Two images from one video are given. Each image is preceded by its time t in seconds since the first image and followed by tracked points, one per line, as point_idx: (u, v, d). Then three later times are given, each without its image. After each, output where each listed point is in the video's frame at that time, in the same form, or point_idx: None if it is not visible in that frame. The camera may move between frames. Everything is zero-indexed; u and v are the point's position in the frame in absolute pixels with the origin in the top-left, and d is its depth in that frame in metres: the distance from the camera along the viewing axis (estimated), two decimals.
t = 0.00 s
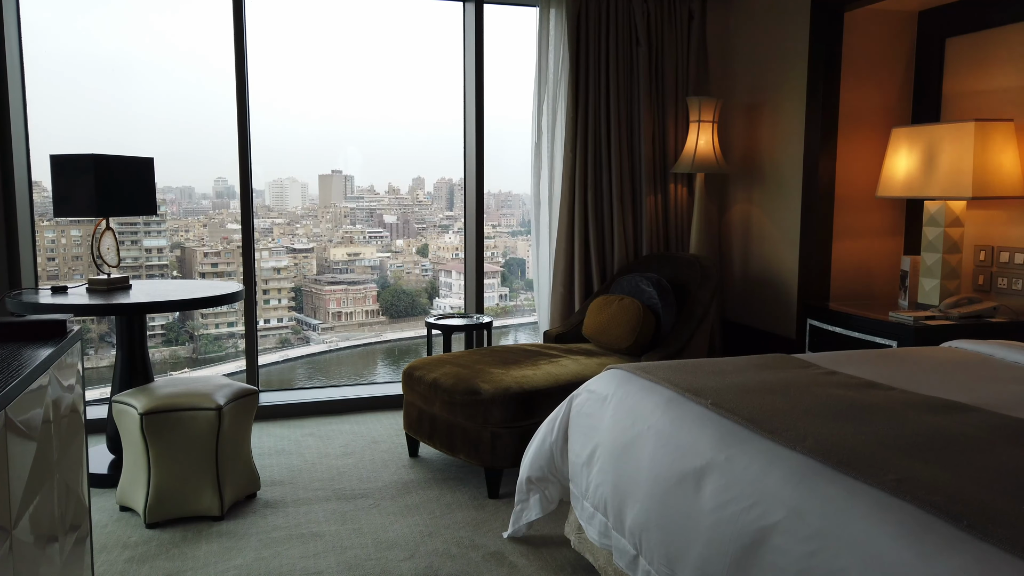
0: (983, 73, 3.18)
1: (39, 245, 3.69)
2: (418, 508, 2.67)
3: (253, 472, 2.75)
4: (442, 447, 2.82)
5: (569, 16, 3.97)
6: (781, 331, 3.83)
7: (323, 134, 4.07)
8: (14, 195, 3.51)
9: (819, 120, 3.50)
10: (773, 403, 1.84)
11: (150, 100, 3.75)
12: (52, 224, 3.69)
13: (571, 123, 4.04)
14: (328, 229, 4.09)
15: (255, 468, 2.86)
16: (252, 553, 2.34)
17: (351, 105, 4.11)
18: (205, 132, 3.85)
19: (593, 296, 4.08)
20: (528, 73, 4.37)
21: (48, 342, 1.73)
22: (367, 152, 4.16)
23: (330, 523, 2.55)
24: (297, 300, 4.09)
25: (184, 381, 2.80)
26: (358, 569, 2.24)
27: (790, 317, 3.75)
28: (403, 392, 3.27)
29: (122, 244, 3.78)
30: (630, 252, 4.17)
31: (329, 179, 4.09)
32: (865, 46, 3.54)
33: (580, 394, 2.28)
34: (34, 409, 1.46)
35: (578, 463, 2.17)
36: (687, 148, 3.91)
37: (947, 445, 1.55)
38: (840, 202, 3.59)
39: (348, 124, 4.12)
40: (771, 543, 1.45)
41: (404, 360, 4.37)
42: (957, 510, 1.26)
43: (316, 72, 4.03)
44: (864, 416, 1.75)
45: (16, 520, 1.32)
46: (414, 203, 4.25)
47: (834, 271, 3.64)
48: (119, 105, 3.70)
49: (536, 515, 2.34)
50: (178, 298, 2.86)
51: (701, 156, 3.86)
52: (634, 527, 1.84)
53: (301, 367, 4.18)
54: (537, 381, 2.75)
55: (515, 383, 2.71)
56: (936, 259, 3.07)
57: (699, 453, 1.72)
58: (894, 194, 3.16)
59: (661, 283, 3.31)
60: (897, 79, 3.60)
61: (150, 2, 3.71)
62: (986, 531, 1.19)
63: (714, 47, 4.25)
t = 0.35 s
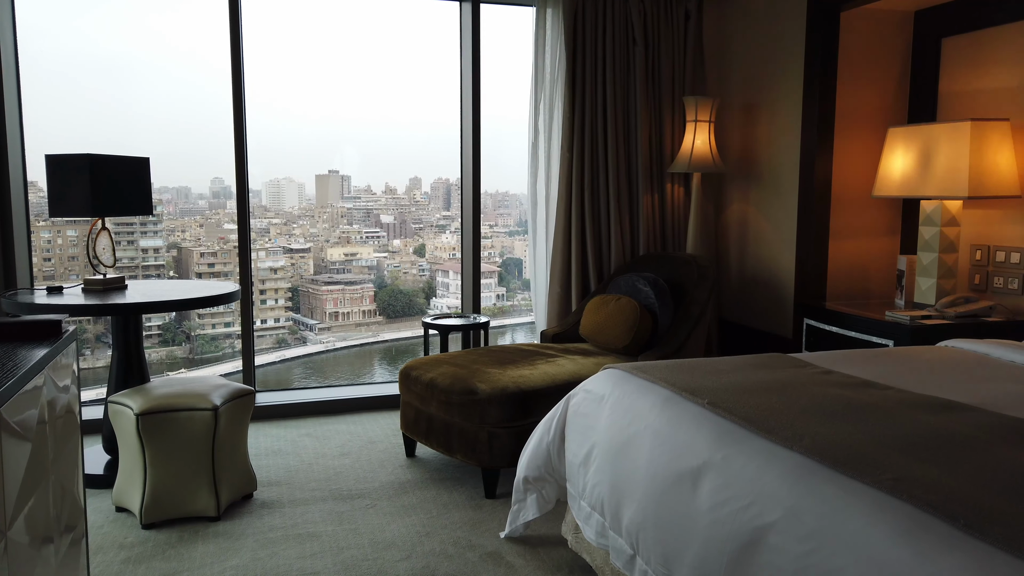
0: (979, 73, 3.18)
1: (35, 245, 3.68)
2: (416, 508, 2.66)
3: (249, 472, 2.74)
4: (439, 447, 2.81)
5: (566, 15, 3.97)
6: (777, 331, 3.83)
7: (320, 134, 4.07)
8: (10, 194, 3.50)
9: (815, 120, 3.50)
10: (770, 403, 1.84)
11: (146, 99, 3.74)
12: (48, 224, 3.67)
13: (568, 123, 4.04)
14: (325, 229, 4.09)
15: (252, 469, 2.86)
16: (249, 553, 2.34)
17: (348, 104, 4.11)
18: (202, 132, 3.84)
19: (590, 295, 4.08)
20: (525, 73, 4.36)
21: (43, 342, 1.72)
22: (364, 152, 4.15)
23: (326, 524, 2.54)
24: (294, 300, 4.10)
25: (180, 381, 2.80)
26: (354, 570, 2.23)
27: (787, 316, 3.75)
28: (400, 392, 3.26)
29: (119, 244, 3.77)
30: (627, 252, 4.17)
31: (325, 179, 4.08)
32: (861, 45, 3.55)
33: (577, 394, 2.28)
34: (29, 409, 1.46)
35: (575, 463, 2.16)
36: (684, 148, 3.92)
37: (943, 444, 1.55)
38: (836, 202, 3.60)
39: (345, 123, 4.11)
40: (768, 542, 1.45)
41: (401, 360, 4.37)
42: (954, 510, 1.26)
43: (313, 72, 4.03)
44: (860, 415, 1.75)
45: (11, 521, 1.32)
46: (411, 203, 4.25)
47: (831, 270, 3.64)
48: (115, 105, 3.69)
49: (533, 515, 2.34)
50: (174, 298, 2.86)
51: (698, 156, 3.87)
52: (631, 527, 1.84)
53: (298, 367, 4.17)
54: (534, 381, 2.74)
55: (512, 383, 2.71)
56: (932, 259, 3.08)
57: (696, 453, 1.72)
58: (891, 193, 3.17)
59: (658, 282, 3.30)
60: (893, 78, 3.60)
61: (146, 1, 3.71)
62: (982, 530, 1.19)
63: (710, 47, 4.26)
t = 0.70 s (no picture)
0: (980, 73, 3.18)
1: (36, 245, 3.68)
2: (416, 509, 2.66)
3: (250, 473, 2.74)
4: (440, 447, 2.81)
5: (567, 15, 3.97)
6: (778, 331, 3.83)
7: (320, 134, 4.07)
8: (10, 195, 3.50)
9: (816, 120, 3.50)
10: (770, 403, 1.84)
11: (146, 100, 3.74)
12: (48, 225, 3.67)
13: (569, 123, 4.03)
14: (325, 229, 4.09)
15: (252, 469, 2.86)
16: (249, 554, 2.34)
17: (348, 104, 4.11)
18: (202, 132, 3.84)
19: (591, 295, 4.08)
20: (525, 73, 4.36)
21: (43, 343, 1.73)
22: (364, 152, 4.15)
23: (327, 524, 2.54)
24: (294, 300, 4.10)
25: (181, 381, 2.80)
26: (355, 570, 2.23)
27: (788, 317, 3.75)
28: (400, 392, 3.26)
29: (119, 245, 3.77)
30: (628, 252, 4.17)
31: (325, 179, 4.08)
32: (861, 45, 3.55)
33: (578, 394, 2.28)
34: (29, 410, 1.45)
35: (576, 463, 2.16)
36: (684, 148, 3.91)
37: (944, 445, 1.55)
38: (837, 202, 3.59)
39: (345, 124, 4.11)
40: (769, 543, 1.45)
41: (401, 360, 4.37)
42: (955, 510, 1.26)
43: (313, 72, 4.03)
44: (861, 416, 1.75)
45: (12, 522, 1.32)
46: (411, 203, 4.24)
47: (832, 270, 3.64)
48: (115, 105, 3.69)
49: (534, 515, 2.34)
50: (174, 298, 2.86)
51: (699, 156, 3.86)
52: (632, 528, 1.84)
53: (299, 368, 4.17)
54: (535, 382, 2.74)
55: (513, 383, 2.71)
56: (933, 259, 3.07)
57: (697, 453, 1.72)
58: (892, 194, 3.17)
59: (658, 282, 3.30)
60: (894, 78, 3.60)
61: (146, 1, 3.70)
62: (984, 531, 1.19)
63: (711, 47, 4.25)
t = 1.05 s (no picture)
0: (981, 72, 3.18)
1: (36, 245, 3.68)
2: (417, 509, 2.66)
3: (251, 473, 2.74)
4: (441, 447, 2.81)
5: (568, 15, 3.97)
6: (779, 331, 3.83)
7: (321, 134, 4.07)
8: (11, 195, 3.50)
9: (817, 119, 3.49)
10: (772, 403, 1.84)
11: (147, 100, 3.74)
12: (49, 225, 3.67)
13: (569, 123, 4.03)
14: (326, 229, 4.09)
15: (253, 469, 2.86)
16: (250, 553, 2.33)
17: (349, 104, 4.11)
18: (203, 132, 3.84)
19: (592, 296, 4.07)
20: (526, 73, 4.36)
21: (45, 342, 1.73)
22: (365, 152, 4.15)
23: (328, 524, 2.54)
24: (295, 300, 4.09)
25: (181, 380, 2.79)
26: (356, 570, 2.23)
27: (789, 317, 3.75)
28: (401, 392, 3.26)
29: (120, 245, 3.77)
30: (629, 252, 4.17)
31: (326, 179, 4.08)
32: (862, 45, 3.54)
33: (579, 394, 2.28)
34: (30, 410, 1.45)
35: (577, 463, 2.16)
36: (685, 148, 3.91)
37: (946, 444, 1.54)
38: (837, 202, 3.59)
39: (346, 124, 4.11)
40: (771, 542, 1.45)
41: (402, 360, 4.36)
42: (957, 510, 1.26)
43: (314, 72, 4.03)
44: (863, 415, 1.74)
45: (13, 522, 1.31)
46: (411, 204, 4.24)
47: (833, 270, 3.64)
48: (115, 104, 3.69)
49: (535, 515, 2.33)
50: (175, 298, 2.86)
51: (700, 156, 3.86)
52: (634, 527, 1.84)
53: (299, 367, 4.17)
54: (536, 381, 2.74)
55: (514, 383, 2.70)
56: (934, 259, 3.07)
57: (698, 453, 1.72)
58: (893, 194, 3.16)
59: (659, 283, 3.31)
60: (895, 78, 3.60)
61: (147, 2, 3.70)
62: (986, 530, 1.19)
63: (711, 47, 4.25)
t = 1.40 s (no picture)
0: (979, 72, 3.18)
1: (35, 245, 3.67)
2: (416, 509, 2.66)
3: (249, 473, 2.74)
4: (440, 447, 2.81)
5: (567, 15, 3.97)
6: (777, 331, 3.83)
7: (320, 135, 4.07)
8: (8, 194, 3.49)
9: (815, 119, 3.50)
10: (771, 403, 1.84)
11: (145, 100, 3.74)
12: (47, 225, 3.67)
13: (568, 123, 4.03)
14: (324, 229, 4.08)
15: (252, 469, 2.85)
16: (249, 554, 2.33)
17: (348, 104, 4.11)
18: (202, 132, 3.84)
19: (590, 295, 4.07)
20: (525, 73, 4.36)
21: (43, 342, 1.72)
22: (364, 152, 4.15)
23: (326, 524, 2.54)
24: (294, 300, 4.09)
25: (180, 380, 2.79)
26: (354, 570, 2.23)
27: (787, 316, 3.75)
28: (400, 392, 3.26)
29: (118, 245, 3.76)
30: (627, 252, 4.17)
31: (325, 179, 4.08)
32: (861, 45, 3.55)
33: (578, 394, 2.28)
34: (28, 411, 1.45)
35: (576, 463, 2.16)
36: (684, 148, 3.91)
37: (946, 444, 1.54)
38: (836, 202, 3.59)
39: (345, 124, 4.11)
40: (770, 543, 1.45)
41: (401, 360, 4.36)
42: (956, 510, 1.26)
43: (313, 72, 4.02)
44: (863, 415, 1.74)
45: (11, 522, 1.31)
46: (410, 204, 4.24)
47: (831, 270, 3.64)
48: (114, 104, 3.69)
49: (534, 515, 2.33)
50: (174, 298, 2.86)
51: (698, 156, 3.86)
52: (633, 528, 1.84)
53: (298, 367, 4.17)
54: (535, 381, 2.74)
55: (513, 383, 2.70)
56: (933, 259, 3.07)
57: (697, 453, 1.72)
58: (891, 194, 3.17)
59: (658, 283, 3.30)
60: (894, 78, 3.60)
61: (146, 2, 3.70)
62: (986, 530, 1.19)
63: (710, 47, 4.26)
